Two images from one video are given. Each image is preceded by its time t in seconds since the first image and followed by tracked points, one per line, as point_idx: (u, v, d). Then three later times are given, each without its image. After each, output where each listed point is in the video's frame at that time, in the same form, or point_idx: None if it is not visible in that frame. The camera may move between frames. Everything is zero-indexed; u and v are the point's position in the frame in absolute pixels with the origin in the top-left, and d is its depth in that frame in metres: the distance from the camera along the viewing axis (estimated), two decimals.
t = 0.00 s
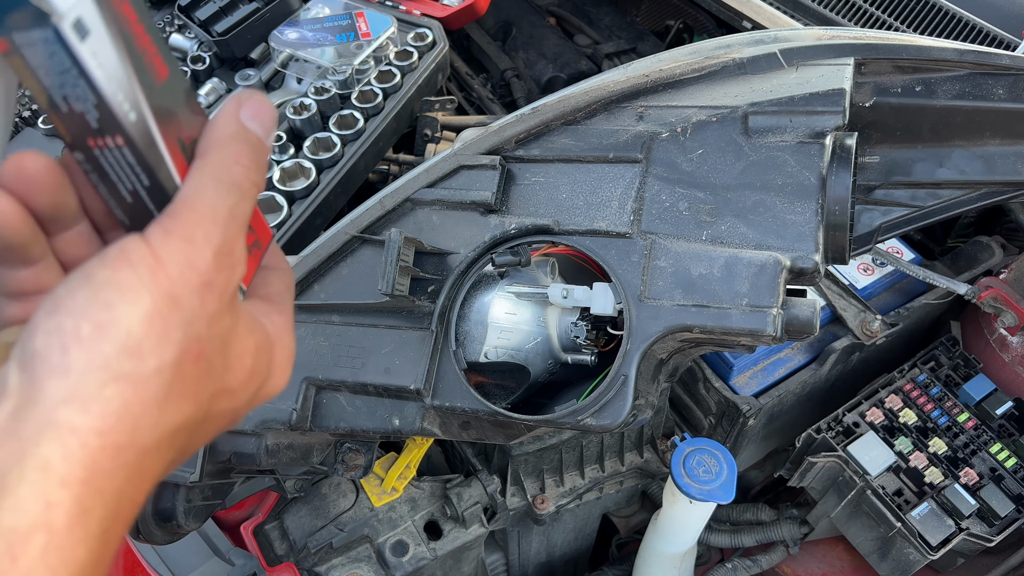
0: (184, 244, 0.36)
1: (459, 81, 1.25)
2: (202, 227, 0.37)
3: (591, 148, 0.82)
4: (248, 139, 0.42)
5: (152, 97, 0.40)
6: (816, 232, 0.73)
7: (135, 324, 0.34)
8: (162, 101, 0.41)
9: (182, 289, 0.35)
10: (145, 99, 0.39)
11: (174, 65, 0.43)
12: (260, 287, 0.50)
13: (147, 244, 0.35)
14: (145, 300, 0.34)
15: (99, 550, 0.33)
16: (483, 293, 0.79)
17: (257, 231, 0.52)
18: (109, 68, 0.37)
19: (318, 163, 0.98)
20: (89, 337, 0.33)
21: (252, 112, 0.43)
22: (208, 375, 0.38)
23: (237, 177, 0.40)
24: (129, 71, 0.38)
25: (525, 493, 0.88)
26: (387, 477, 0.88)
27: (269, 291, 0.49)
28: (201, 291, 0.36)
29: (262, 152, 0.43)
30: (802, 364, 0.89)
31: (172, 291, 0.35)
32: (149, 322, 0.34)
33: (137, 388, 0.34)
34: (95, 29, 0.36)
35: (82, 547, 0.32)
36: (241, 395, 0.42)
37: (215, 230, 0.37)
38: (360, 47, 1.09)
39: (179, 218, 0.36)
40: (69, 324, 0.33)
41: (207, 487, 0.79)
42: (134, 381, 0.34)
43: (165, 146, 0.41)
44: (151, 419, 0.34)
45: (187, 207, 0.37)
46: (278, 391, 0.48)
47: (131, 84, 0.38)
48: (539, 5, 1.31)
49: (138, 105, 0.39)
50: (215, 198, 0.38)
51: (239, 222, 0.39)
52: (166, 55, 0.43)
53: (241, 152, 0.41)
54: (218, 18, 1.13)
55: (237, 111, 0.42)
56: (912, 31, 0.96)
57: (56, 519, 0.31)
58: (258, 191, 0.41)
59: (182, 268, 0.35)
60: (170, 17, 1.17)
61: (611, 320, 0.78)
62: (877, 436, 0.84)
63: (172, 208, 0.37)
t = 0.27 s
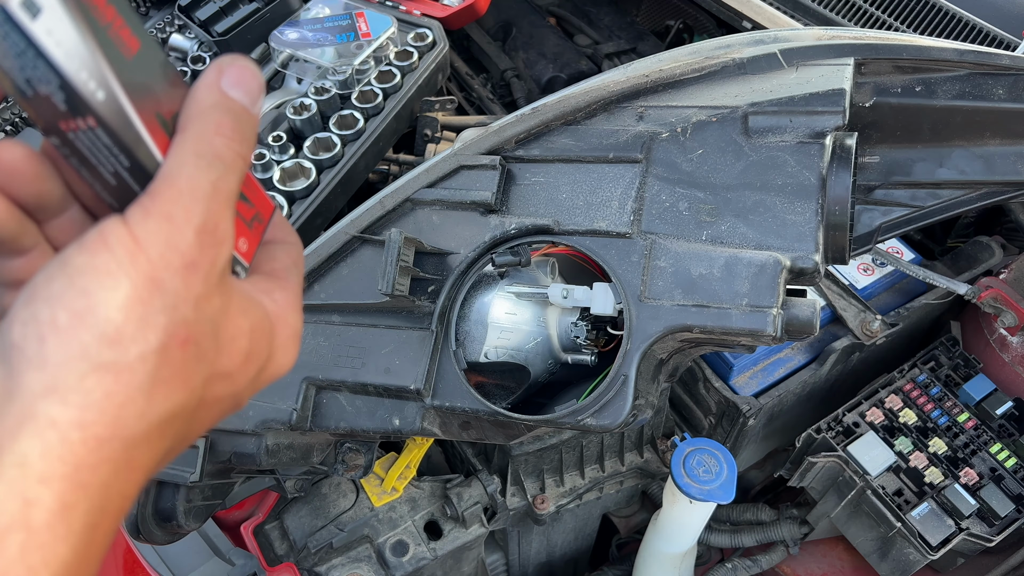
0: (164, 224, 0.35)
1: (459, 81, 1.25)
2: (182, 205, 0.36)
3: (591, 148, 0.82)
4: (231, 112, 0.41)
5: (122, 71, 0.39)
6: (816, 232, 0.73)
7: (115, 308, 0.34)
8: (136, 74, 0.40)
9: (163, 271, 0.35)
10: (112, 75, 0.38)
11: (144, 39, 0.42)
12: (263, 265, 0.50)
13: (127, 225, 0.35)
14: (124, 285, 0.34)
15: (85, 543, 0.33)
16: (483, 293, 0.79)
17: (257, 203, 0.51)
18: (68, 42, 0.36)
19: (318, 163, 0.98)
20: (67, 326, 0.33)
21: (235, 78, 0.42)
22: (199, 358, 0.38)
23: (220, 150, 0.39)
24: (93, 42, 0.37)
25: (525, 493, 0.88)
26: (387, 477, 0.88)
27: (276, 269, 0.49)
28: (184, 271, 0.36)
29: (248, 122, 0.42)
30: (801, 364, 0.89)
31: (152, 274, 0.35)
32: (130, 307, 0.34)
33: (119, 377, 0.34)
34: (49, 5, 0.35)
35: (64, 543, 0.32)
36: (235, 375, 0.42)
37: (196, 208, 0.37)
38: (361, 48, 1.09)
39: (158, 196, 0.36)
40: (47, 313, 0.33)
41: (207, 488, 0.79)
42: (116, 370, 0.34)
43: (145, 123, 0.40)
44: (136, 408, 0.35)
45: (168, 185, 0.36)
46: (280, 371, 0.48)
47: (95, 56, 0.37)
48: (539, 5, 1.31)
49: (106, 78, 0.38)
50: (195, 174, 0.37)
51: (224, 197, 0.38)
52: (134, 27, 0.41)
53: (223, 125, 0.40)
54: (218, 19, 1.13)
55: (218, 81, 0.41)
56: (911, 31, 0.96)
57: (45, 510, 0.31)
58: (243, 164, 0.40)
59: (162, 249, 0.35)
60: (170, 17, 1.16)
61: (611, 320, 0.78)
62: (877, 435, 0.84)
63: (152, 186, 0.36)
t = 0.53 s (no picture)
0: (156, 226, 0.34)
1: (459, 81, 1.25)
2: (178, 207, 0.35)
3: (591, 148, 0.82)
4: (240, 108, 0.38)
5: (121, 70, 0.37)
6: (816, 232, 0.73)
7: (99, 312, 0.33)
8: (139, 73, 0.39)
9: (152, 274, 0.34)
10: (110, 73, 0.37)
11: (154, 36, 0.41)
12: (300, 266, 0.48)
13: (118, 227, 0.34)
14: (112, 289, 0.33)
15: (65, 550, 0.33)
16: (483, 293, 0.79)
17: (292, 204, 0.49)
18: (59, 43, 0.35)
19: (318, 163, 0.98)
20: (53, 327, 0.33)
21: (252, 77, 0.38)
22: (194, 361, 0.37)
23: (223, 149, 0.37)
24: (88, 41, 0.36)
25: (525, 493, 0.88)
26: (387, 477, 0.88)
27: (309, 272, 0.48)
28: (177, 274, 0.35)
29: (265, 123, 0.38)
30: (802, 365, 0.89)
31: (143, 278, 0.34)
32: (116, 311, 0.33)
33: (104, 381, 0.33)
34: (36, 5, 0.34)
35: (44, 551, 0.32)
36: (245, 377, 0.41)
37: (194, 209, 0.35)
38: (361, 48, 1.09)
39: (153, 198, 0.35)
40: (36, 315, 0.33)
41: (207, 487, 0.79)
42: (100, 374, 0.33)
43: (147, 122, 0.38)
44: (122, 412, 0.34)
45: (167, 185, 0.35)
46: (304, 373, 0.47)
47: (91, 56, 0.36)
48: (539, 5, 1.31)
49: (102, 77, 0.36)
50: (194, 175, 0.35)
51: (224, 198, 0.36)
52: (141, 23, 0.40)
53: (232, 122, 0.37)
54: (218, 18, 1.12)
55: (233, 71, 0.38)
56: (911, 32, 0.96)
57: (30, 517, 0.32)
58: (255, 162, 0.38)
59: (152, 253, 0.34)
60: (170, 17, 1.17)
61: (611, 320, 0.78)
62: (877, 436, 0.84)
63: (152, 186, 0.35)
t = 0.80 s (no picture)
0: (222, 288, 0.36)
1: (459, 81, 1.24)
2: (243, 269, 0.36)
3: (591, 148, 0.82)
4: (309, 161, 0.37)
5: (217, 146, 0.43)
6: (816, 232, 0.73)
7: (169, 367, 0.37)
8: (237, 143, 0.43)
9: (223, 342, 0.37)
10: (203, 151, 0.43)
11: (249, 96, 0.44)
12: (406, 331, 0.51)
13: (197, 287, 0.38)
14: (183, 352, 0.37)
15: None
16: (483, 293, 0.80)
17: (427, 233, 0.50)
18: (161, 138, 0.42)
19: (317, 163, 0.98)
20: (127, 383, 0.37)
21: (325, 130, 0.38)
22: (260, 424, 0.40)
23: (292, 207, 0.37)
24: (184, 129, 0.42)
25: (525, 493, 0.88)
26: (387, 477, 0.88)
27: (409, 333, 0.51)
28: (242, 336, 0.36)
29: (339, 171, 0.38)
30: (802, 365, 0.89)
31: (213, 345, 0.37)
32: (183, 374, 0.37)
33: (169, 442, 0.38)
34: (127, 112, 0.41)
35: None
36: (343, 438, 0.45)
37: (256, 272, 0.36)
38: (360, 47, 1.09)
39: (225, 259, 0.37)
40: (117, 374, 0.38)
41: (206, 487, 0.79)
42: (165, 435, 0.38)
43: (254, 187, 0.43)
44: (188, 473, 0.39)
45: (242, 247, 0.37)
46: (390, 445, 0.50)
47: (188, 143, 0.42)
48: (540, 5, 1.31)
49: (201, 158, 0.43)
50: (264, 234, 0.36)
51: (294, 258, 0.37)
52: (234, 90, 0.43)
53: (307, 176, 0.37)
54: (218, 18, 1.13)
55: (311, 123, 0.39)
56: (912, 32, 0.96)
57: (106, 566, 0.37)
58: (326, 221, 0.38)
59: (218, 314, 0.36)
60: (169, 17, 1.17)
61: (611, 320, 0.78)
62: (878, 436, 0.84)
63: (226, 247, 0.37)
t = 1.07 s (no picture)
0: (366, 383, 0.51)
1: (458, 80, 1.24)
2: (388, 369, 0.51)
3: (592, 147, 0.82)
4: (451, 270, 0.53)
5: (366, 255, 0.58)
6: (819, 232, 0.73)
7: (317, 450, 0.51)
8: (385, 254, 0.59)
9: (364, 441, 0.52)
10: (352, 262, 0.58)
11: (391, 211, 0.59)
12: (498, 426, 0.69)
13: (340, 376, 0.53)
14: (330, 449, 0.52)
15: None
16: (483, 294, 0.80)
17: (552, 323, 0.67)
18: (313, 250, 0.56)
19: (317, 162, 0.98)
20: (273, 467, 0.51)
21: (474, 246, 0.53)
22: (388, 514, 0.57)
23: (434, 313, 0.52)
24: (337, 245, 0.57)
25: (525, 495, 0.87)
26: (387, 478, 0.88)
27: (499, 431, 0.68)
28: (378, 429, 0.52)
29: (476, 282, 0.53)
30: (804, 365, 0.88)
31: (356, 443, 0.52)
32: (326, 466, 0.52)
33: (305, 524, 0.52)
34: (283, 233, 0.55)
35: None
36: (435, 513, 0.61)
37: (399, 373, 0.51)
38: (359, 46, 1.09)
39: (372, 353, 0.52)
40: (263, 458, 0.52)
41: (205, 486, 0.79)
42: (303, 518, 0.52)
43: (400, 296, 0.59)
44: (320, 560, 0.54)
45: (380, 355, 0.52)
46: (479, 535, 0.69)
47: (338, 256, 0.57)
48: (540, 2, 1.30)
49: (351, 272, 0.58)
50: (409, 345, 0.52)
51: (429, 363, 0.52)
52: (381, 210, 0.59)
53: (449, 287, 0.52)
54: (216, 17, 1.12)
55: (460, 239, 0.54)
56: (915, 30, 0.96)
57: None
58: (454, 327, 0.53)
59: (360, 407, 0.51)
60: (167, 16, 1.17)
61: (612, 321, 0.77)
62: (881, 437, 0.83)
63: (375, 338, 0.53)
